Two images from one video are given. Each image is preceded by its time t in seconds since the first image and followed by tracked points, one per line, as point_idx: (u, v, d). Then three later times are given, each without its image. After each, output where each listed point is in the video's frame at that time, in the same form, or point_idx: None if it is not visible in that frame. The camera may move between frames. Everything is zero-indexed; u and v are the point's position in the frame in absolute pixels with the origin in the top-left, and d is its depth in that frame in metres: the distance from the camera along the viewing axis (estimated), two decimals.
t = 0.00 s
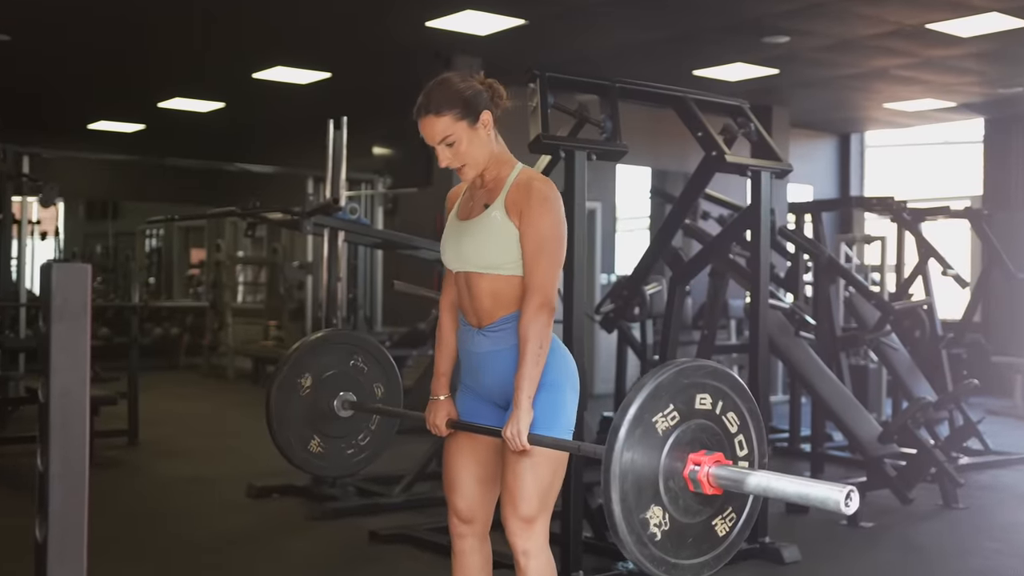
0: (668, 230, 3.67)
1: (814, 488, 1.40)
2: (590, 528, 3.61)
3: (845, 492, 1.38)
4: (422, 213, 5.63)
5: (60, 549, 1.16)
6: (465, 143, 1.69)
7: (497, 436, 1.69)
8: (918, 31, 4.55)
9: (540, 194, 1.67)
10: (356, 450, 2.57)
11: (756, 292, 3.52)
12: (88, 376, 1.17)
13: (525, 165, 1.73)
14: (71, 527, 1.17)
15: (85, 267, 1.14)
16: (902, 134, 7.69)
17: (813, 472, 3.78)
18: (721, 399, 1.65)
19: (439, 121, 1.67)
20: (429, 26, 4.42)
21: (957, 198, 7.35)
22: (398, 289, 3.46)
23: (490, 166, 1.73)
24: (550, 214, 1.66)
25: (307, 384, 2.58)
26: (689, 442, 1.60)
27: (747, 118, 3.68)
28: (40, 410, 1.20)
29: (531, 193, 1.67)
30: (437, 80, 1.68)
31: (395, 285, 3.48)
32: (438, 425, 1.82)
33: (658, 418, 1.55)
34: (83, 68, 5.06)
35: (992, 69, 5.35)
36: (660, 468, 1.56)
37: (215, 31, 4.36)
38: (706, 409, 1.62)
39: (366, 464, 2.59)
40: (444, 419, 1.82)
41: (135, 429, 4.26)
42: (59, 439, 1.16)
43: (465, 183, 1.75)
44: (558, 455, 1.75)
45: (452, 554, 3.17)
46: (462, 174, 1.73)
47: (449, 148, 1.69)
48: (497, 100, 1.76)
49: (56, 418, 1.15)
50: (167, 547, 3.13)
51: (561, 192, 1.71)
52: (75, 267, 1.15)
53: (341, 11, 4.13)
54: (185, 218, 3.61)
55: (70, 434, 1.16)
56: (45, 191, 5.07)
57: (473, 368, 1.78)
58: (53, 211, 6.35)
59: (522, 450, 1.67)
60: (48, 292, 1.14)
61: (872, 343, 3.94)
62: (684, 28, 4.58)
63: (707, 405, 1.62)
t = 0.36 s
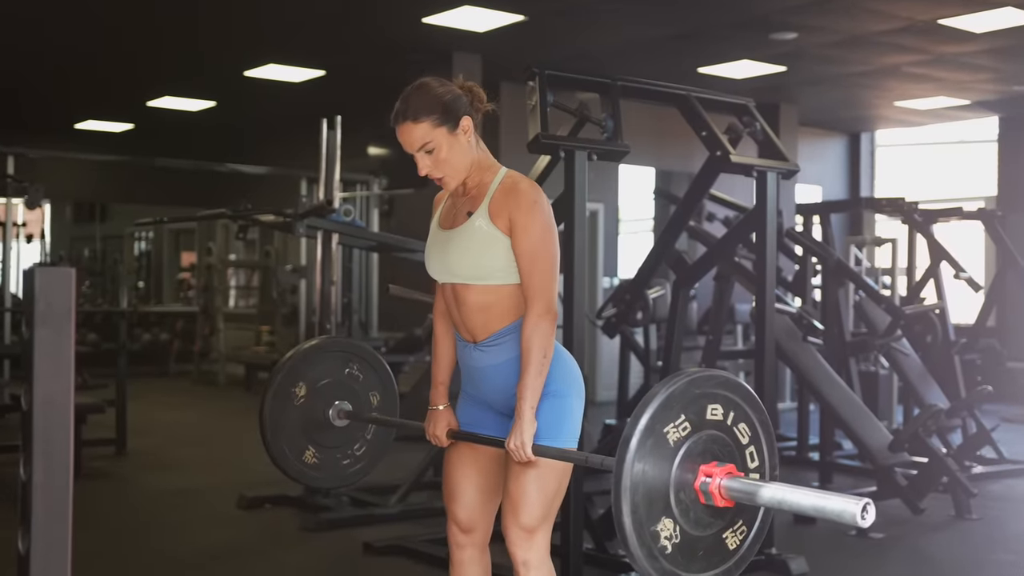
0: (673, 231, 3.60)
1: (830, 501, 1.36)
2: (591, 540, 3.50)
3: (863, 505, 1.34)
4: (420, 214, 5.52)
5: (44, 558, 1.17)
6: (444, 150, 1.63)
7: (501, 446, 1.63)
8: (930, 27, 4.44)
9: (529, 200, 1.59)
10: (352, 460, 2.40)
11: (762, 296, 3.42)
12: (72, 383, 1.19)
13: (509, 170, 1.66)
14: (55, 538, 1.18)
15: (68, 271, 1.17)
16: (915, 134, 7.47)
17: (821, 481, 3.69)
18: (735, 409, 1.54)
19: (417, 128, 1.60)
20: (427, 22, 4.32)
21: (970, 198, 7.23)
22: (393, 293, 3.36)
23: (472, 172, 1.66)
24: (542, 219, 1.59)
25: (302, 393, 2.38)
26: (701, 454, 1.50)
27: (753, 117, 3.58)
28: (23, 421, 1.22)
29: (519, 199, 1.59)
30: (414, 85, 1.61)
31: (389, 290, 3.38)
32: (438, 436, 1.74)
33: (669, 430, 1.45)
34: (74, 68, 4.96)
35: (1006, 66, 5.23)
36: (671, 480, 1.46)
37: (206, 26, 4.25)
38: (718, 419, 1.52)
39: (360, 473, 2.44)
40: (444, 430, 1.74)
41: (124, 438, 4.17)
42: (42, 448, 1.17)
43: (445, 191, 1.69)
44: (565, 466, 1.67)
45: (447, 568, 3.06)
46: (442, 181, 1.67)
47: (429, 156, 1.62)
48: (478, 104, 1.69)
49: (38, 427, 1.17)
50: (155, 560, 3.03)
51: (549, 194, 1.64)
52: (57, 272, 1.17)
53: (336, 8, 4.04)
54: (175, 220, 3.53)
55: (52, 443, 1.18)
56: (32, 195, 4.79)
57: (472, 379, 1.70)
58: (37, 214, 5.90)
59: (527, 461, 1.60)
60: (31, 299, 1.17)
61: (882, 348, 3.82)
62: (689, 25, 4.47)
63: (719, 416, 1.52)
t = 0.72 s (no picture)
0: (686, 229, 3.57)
1: (851, 508, 1.28)
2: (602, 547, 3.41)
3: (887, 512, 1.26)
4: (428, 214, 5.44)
5: (41, 570, 1.12)
6: (448, 154, 1.54)
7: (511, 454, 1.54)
8: (950, 20, 4.33)
9: (536, 201, 1.51)
10: (356, 466, 2.27)
11: (778, 298, 3.32)
12: (69, 388, 1.12)
13: (517, 171, 1.57)
14: (53, 550, 1.12)
15: (64, 272, 1.11)
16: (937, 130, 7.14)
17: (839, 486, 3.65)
18: (752, 415, 1.46)
19: (419, 133, 1.52)
20: (433, 18, 4.23)
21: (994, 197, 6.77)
22: (399, 295, 3.27)
23: (477, 175, 1.57)
24: (548, 219, 1.50)
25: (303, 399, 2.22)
26: (718, 460, 1.42)
27: (768, 114, 3.49)
28: (18, 426, 1.16)
29: (525, 201, 1.51)
30: (416, 87, 1.53)
31: (395, 291, 3.29)
32: (447, 442, 1.67)
33: (686, 436, 1.37)
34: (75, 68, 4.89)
35: None
36: (689, 488, 1.38)
37: (208, 24, 4.17)
38: (735, 425, 1.44)
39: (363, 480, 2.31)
40: (451, 435, 1.67)
41: (124, 443, 4.10)
42: (38, 457, 1.11)
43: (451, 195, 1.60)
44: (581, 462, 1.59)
45: None
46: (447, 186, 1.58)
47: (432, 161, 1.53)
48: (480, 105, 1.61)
49: (34, 435, 1.10)
50: (153, 567, 2.95)
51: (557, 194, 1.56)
52: (53, 273, 1.11)
53: (340, 4, 3.96)
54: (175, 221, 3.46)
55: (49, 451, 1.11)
56: (30, 195, 4.68)
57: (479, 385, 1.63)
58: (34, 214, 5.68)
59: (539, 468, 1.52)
60: (26, 302, 1.11)
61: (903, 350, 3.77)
62: (702, 19, 4.36)
63: (736, 421, 1.44)
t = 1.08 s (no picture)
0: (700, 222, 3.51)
1: (859, 543, 1.27)
2: (611, 552, 3.33)
3: (896, 547, 1.26)
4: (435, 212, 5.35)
5: (37, 557, 1.19)
6: (438, 180, 1.52)
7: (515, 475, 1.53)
8: (969, 12, 4.23)
9: (530, 221, 1.50)
10: (355, 484, 2.20)
11: (791, 297, 3.24)
12: (62, 392, 1.20)
13: (508, 188, 1.56)
14: (48, 548, 1.20)
15: (60, 274, 1.18)
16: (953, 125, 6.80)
17: (855, 491, 3.59)
18: (761, 443, 1.47)
19: (406, 164, 1.50)
20: (440, 11, 4.16)
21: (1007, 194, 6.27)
22: (403, 294, 3.20)
23: (468, 196, 1.56)
24: (544, 237, 1.49)
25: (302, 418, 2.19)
26: (725, 489, 1.42)
27: (781, 109, 3.40)
28: (12, 426, 1.24)
29: (518, 221, 1.49)
30: (398, 114, 1.50)
31: (399, 291, 3.21)
32: (448, 462, 1.65)
33: (693, 465, 1.38)
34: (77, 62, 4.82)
35: None
36: (696, 517, 1.39)
37: (209, 17, 4.09)
38: (744, 453, 1.44)
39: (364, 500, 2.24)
40: (453, 456, 1.65)
41: (123, 446, 4.03)
42: (34, 459, 1.18)
43: (444, 218, 1.59)
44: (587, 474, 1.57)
45: None
46: (439, 211, 1.57)
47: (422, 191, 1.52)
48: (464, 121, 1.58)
49: (30, 437, 1.18)
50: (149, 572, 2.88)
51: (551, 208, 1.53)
52: (49, 275, 1.19)
53: None
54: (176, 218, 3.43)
55: (44, 454, 1.19)
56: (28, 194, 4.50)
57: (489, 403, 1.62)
58: (34, 210, 5.22)
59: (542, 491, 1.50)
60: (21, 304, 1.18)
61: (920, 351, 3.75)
62: (713, 12, 4.28)
63: (745, 449, 1.44)
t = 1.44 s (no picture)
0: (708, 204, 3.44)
1: (870, 563, 1.30)
2: (616, 541, 3.27)
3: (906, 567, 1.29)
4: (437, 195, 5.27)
5: (24, 541, 1.17)
6: (413, 194, 1.53)
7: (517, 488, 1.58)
8: None
9: (514, 231, 1.50)
10: (355, 488, 2.20)
11: (801, 280, 3.17)
12: (50, 376, 1.18)
13: (490, 193, 1.57)
14: (33, 533, 1.18)
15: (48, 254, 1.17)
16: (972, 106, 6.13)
17: (867, 478, 3.53)
18: (767, 456, 1.48)
19: (380, 181, 1.51)
20: None
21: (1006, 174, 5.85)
22: (403, 278, 3.13)
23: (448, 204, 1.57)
24: (532, 245, 1.50)
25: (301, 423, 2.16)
26: (730, 504, 1.42)
27: (791, 87, 3.31)
28: None
29: (502, 231, 1.50)
30: (368, 129, 1.50)
31: (399, 274, 3.15)
32: (448, 471, 1.70)
33: (698, 479, 1.38)
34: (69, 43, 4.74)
35: None
36: (700, 532, 1.39)
37: None
38: (750, 467, 1.45)
39: (365, 502, 2.23)
40: (453, 465, 1.71)
41: (121, 434, 3.98)
42: (21, 442, 1.17)
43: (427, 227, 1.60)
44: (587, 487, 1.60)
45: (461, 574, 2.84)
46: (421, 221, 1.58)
47: (398, 206, 1.53)
48: (437, 129, 1.58)
49: (16, 419, 1.16)
50: (141, 562, 2.84)
51: (533, 210, 1.54)
52: (36, 255, 1.17)
53: None
54: (173, 201, 3.44)
55: (31, 438, 1.17)
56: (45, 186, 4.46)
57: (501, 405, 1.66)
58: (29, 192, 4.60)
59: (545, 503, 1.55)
60: (9, 284, 1.16)
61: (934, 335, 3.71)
62: None
63: (752, 463, 1.45)
